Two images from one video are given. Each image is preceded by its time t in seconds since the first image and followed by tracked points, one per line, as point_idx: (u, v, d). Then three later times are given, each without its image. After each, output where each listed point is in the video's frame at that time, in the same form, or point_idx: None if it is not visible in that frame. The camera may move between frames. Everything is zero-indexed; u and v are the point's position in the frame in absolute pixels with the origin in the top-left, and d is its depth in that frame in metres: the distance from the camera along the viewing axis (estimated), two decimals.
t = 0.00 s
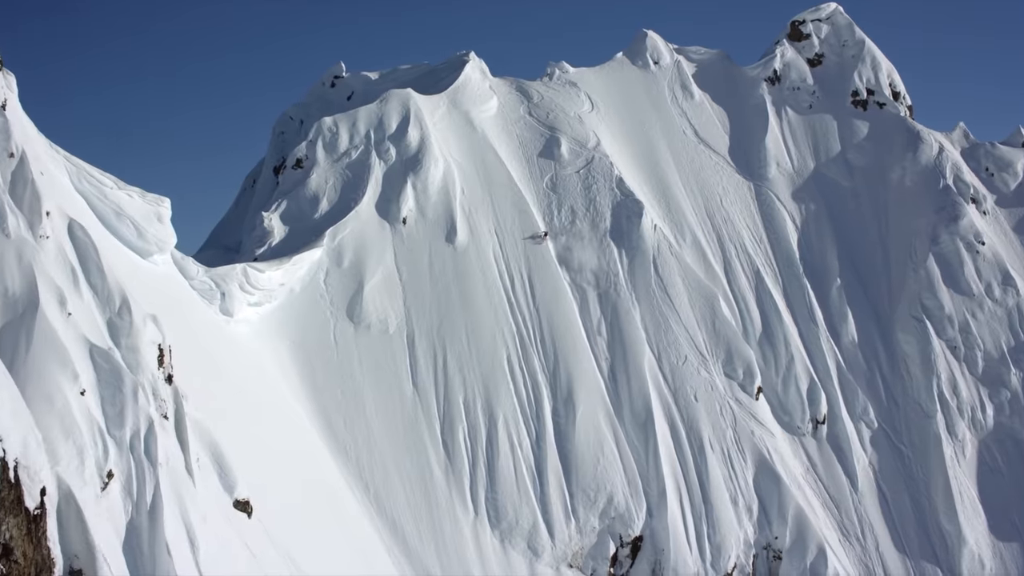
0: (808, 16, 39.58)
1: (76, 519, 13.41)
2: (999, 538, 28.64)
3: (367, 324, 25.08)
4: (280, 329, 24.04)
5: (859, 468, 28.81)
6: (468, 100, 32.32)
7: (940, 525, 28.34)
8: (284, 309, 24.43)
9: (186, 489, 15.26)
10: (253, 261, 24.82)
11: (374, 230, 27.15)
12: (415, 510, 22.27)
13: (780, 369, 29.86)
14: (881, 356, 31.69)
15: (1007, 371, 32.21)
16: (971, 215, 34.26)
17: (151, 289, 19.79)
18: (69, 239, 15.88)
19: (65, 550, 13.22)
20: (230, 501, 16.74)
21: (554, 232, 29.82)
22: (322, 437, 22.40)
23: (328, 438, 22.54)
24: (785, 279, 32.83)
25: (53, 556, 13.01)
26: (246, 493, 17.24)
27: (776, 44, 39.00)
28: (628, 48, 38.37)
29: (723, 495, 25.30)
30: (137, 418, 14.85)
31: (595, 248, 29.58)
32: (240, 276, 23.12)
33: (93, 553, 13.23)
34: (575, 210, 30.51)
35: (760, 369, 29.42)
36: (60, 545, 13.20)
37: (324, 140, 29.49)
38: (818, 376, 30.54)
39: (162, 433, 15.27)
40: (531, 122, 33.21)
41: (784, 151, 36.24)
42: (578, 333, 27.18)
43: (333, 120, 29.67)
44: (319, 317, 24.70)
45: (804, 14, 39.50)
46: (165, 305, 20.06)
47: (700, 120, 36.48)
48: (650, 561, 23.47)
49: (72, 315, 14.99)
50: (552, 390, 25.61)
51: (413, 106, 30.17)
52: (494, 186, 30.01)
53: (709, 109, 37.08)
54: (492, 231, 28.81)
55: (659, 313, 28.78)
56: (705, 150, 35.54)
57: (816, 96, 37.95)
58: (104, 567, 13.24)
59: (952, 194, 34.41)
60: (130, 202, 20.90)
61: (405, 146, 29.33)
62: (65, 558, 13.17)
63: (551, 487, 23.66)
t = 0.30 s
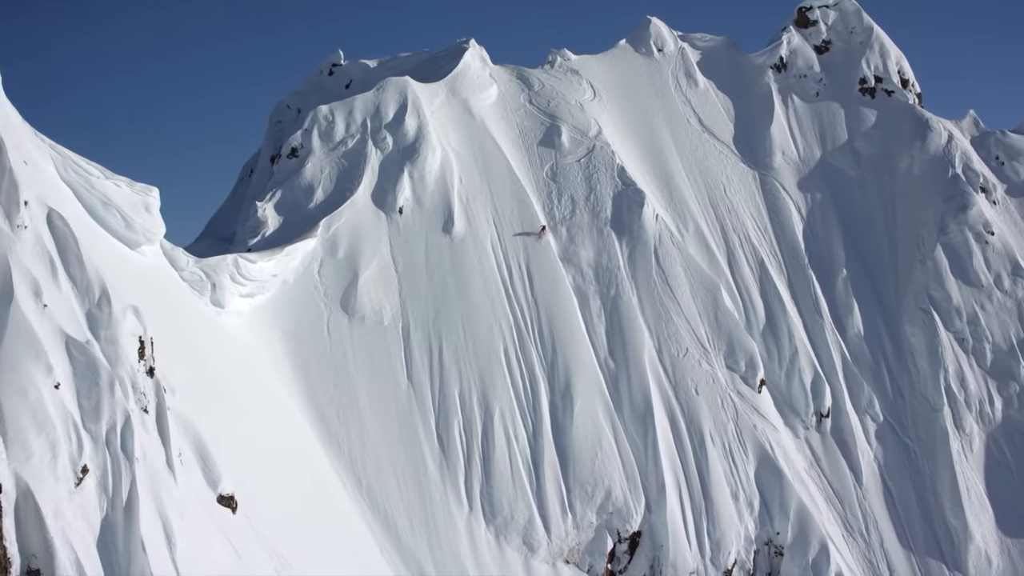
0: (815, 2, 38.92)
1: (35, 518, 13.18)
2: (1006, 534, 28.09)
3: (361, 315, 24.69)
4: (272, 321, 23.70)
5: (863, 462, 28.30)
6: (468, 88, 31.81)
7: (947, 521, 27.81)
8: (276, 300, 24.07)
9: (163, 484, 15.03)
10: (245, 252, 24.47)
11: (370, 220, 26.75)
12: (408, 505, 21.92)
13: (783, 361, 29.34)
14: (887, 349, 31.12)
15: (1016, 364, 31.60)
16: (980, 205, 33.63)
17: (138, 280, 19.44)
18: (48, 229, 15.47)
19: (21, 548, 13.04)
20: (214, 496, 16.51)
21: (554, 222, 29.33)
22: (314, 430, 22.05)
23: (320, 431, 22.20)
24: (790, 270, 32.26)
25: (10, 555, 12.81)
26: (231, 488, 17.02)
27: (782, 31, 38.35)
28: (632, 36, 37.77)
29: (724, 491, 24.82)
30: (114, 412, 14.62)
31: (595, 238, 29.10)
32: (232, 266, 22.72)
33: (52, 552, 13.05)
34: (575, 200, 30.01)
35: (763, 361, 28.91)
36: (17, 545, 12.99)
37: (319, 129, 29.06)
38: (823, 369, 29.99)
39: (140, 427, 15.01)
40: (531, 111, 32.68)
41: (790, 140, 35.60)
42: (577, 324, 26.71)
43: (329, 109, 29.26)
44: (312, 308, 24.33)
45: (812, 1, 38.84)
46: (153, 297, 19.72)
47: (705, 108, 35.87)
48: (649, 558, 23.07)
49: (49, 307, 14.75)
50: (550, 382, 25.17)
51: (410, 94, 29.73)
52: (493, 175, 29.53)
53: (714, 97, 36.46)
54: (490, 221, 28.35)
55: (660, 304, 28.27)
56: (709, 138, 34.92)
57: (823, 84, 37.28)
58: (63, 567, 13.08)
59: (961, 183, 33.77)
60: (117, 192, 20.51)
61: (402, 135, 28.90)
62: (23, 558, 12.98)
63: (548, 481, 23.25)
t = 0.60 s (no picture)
0: None
1: None
2: (1012, 529, 27.48)
3: (351, 306, 24.23)
4: (260, 312, 23.27)
5: (866, 456, 27.70)
6: (464, 74, 31.22)
7: (951, 516, 27.22)
8: (265, 291, 23.63)
9: (134, 480, 14.64)
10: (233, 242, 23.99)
11: (362, 209, 26.26)
12: (398, 500, 21.50)
13: (785, 353, 28.76)
14: (891, 340, 30.49)
15: None
16: (988, 192, 32.92)
17: (119, 271, 18.97)
18: (19, 220, 15.25)
19: None
20: (191, 492, 16.19)
21: (550, 211, 28.77)
22: (301, 423, 21.65)
23: (307, 424, 21.80)
24: (793, 259, 31.62)
25: None
26: (210, 484, 16.69)
27: (787, 15, 37.59)
28: (633, 21, 37.07)
29: (722, 485, 24.31)
30: (81, 406, 14.31)
31: (592, 227, 28.54)
32: (218, 256, 22.25)
33: None
34: (573, 189, 29.45)
35: (763, 353, 28.34)
36: None
37: (311, 117, 28.57)
38: (825, 360, 29.38)
39: (109, 421, 14.66)
40: (529, 97, 32.08)
41: (793, 126, 34.88)
42: (573, 315, 26.17)
43: (321, 96, 28.76)
44: (301, 299, 23.90)
45: None
46: (135, 289, 19.27)
47: (707, 94, 35.17)
48: (644, 554, 22.58)
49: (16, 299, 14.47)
50: (544, 374, 24.68)
51: (404, 81, 29.20)
52: (488, 162, 28.98)
53: (716, 84, 35.74)
54: (485, 210, 27.80)
55: (658, 295, 27.70)
56: (711, 125, 34.23)
57: (828, 70, 36.53)
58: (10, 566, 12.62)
59: (968, 171, 33.05)
60: (98, 180, 20.17)
61: (395, 122, 28.37)
62: None
63: (541, 475, 22.80)
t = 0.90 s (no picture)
0: None
1: None
2: (1016, 526, 26.97)
3: (341, 298, 23.82)
4: (248, 304, 22.86)
5: (866, 451, 27.18)
6: (458, 63, 30.69)
7: (953, 512, 26.71)
8: (252, 283, 23.22)
9: (105, 477, 14.31)
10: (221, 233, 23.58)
11: (352, 200, 25.82)
12: (385, 496, 21.14)
13: (784, 346, 28.24)
14: (893, 333, 29.93)
15: None
16: (993, 182, 32.30)
17: (101, 262, 18.48)
18: None
19: None
20: (168, 489, 15.85)
21: (545, 201, 28.29)
22: (287, 418, 21.28)
23: (294, 420, 21.43)
24: (793, 250, 31.06)
25: None
26: (188, 480, 16.35)
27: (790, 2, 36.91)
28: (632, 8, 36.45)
29: (718, 481, 23.86)
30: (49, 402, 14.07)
31: (587, 218, 28.04)
32: (204, 247, 21.82)
33: None
34: (568, 179, 28.95)
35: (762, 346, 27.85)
36: None
37: (302, 106, 28.14)
38: (825, 353, 28.86)
39: (79, 416, 14.40)
40: (525, 86, 31.54)
41: (795, 115, 34.24)
42: (567, 307, 25.70)
43: (312, 85, 28.31)
44: (289, 291, 23.49)
45: None
46: (117, 280, 18.80)
47: (707, 83, 34.55)
48: (637, 552, 22.15)
49: None
50: (536, 368, 24.25)
51: (397, 69, 28.73)
52: (482, 152, 28.48)
53: (717, 72, 35.11)
54: (478, 200, 27.33)
55: (654, 287, 27.22)
56: (711, 114, 33.61)
57: (831, 57, 35.87)
58: None
59: (974, 160, 32.42)
60: (79, 170, 19.88)
61: (387, 111, 27.90)
62: None
63: (533, 471, 22.38)
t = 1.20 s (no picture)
0: None
1: None
2: (1019, 523, 26.46)
3: (329, 290, 23.41)
4: (233, 297, 22.45)
5: (866, 447, 26.66)
6: (452, 51, 30.16)
7: (955, 509, 26.19)
8: (238, 275, 22.80)
9: (72, 475, 13.96)
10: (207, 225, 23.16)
11: (342, 190, 25.37)
12: (372, 492, 20.76)
13: (783, 340, 27.73)
14: (895, 326, 29.38)
15: None
16: (998, 173, 31.67)
17: (80, 255, 18.06)
18: None
19: None
20: (143, 486, 15.52)
21: (539, 192, 27.79)
22: (272, 413, 20.91)
23: (279, 414, 21.07)
24: (793, 242, 30.49)
25: None
26: (164, 477, 16.03)
27: None
28: None
29: (713, 477, 23.41)
30: (15, 397, 13.77)
31: (582, 210, 27.55)
32: (188, 240, 21.39)
33: None
34: (563, 169, 28.44)
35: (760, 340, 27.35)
36: None
37: (292, 95, 27.70)
38: (825, 347, 28.32)
39: (45, 412, 14.07)
40: (520, 75, 30.99)
41: (797, 104, 33.60)
42: (560, 300, 25.23)
43: (302, 73, 27.86)
44: (277, 283, 23.08)
45: None
46: (97, 274, 18.39)
47: (706, 72, 33.92)
48: (629, 550, 21.73)
49: None
50: (528, 362, 23.81)
51: (388, 58, 28.25)
52: (476, 142, 27.98)
53: (717, 60, 34.48)
54: (471, 191, 26.85)
55: (649, 279, 26.72)
56: (711, 103, 33.01)
57: (833, 45, 35.20)
58: None
59: (978, 150, 31.79)
60: (59, 160, 19.38)
61: (378, 100, 27.41)
62: None
63: (523, 467, 21.98)
